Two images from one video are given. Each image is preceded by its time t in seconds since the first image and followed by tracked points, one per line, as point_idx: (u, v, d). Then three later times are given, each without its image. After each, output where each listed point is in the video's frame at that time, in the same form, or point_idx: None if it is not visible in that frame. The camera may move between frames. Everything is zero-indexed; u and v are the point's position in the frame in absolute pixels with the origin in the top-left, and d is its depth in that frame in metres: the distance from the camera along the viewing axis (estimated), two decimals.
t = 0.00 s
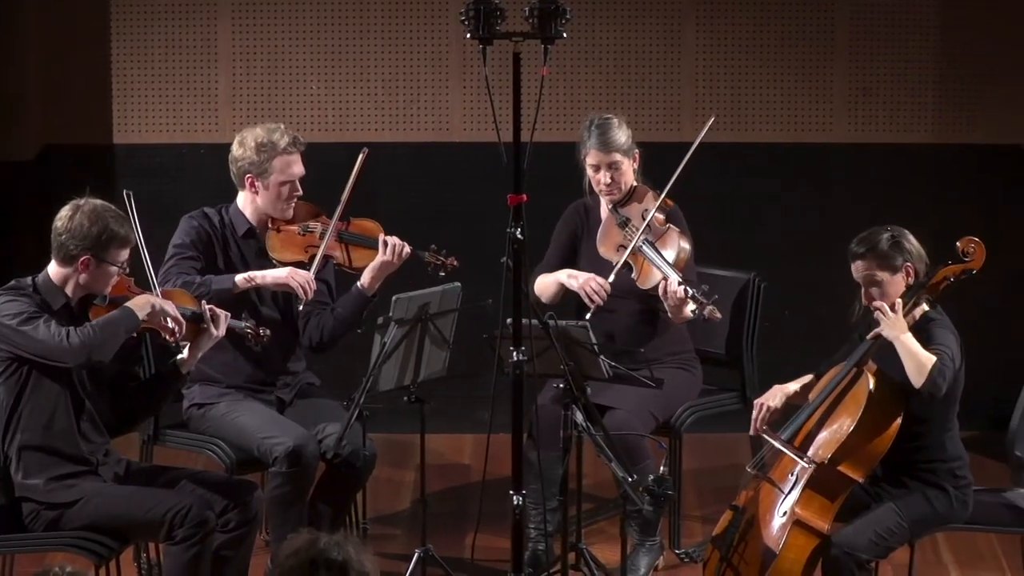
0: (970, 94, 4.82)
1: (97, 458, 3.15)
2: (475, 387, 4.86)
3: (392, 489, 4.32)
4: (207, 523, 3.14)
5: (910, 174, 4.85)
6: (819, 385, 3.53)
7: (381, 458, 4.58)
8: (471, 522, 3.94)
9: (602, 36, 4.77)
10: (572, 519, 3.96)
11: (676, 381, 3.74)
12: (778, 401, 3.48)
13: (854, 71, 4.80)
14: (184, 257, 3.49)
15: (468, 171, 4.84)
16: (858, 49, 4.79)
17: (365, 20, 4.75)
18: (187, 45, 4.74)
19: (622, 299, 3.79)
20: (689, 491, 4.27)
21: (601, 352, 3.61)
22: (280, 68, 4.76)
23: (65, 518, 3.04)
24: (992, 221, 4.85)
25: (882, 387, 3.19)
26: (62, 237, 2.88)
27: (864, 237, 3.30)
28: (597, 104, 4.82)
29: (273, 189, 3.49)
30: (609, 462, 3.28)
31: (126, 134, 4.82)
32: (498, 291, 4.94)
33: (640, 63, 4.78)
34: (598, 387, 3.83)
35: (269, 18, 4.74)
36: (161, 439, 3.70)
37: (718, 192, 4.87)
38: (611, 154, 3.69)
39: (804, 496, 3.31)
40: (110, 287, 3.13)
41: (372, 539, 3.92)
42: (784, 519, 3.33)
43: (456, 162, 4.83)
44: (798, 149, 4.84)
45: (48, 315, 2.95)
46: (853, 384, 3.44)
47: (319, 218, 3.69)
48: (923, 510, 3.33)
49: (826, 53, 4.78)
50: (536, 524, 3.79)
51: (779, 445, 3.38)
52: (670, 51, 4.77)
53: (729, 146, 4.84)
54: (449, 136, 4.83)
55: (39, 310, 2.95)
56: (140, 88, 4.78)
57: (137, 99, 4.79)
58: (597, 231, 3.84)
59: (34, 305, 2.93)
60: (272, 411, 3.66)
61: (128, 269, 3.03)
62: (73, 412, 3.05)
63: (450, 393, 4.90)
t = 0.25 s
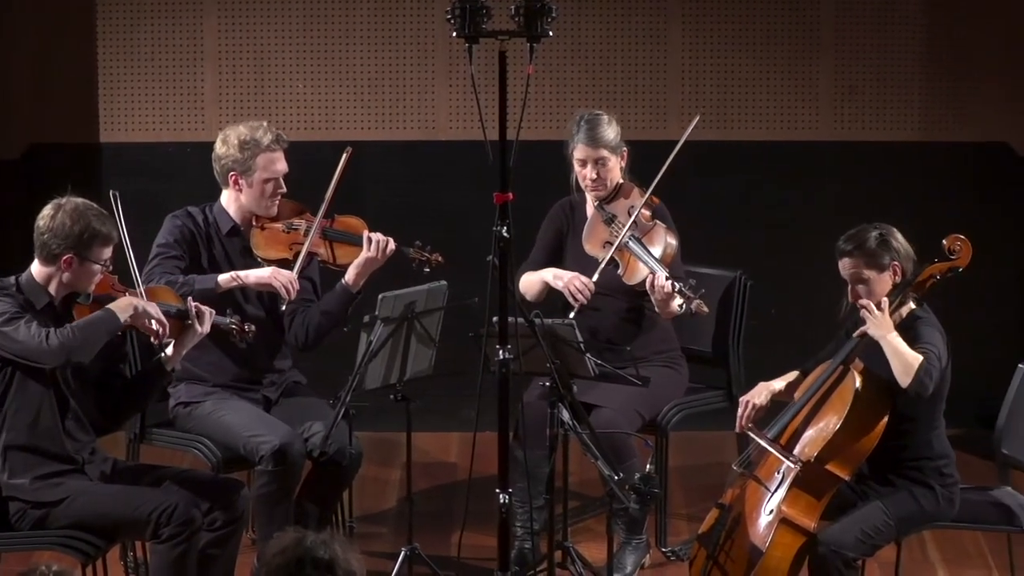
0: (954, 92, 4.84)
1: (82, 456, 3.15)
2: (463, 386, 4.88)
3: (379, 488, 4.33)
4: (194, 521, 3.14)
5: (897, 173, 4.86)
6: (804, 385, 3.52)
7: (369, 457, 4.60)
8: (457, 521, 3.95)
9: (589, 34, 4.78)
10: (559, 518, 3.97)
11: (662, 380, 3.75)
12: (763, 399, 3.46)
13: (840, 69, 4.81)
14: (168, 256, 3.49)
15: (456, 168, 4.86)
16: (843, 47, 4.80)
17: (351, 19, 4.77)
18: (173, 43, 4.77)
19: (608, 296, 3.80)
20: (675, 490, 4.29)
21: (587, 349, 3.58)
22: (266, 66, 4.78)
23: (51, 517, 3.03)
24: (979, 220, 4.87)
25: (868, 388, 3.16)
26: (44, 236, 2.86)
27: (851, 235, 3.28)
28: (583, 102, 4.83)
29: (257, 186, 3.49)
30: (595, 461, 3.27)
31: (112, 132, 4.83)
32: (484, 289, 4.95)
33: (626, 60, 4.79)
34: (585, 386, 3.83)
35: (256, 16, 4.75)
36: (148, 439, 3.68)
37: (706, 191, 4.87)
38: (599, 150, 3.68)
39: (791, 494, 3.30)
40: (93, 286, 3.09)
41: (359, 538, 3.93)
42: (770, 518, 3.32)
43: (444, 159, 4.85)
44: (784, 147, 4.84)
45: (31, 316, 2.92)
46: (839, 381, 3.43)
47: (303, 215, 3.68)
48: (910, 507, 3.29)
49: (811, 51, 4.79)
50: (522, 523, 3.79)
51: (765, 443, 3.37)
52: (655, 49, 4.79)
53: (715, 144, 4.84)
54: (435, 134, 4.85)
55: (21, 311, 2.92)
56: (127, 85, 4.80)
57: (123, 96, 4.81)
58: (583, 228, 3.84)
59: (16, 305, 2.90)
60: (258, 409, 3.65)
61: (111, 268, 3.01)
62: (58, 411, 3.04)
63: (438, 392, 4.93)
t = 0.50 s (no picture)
0: (944, 90, 4.84)
1: (71, 455, 3.14)
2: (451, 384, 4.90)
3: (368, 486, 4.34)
4: (184, 519, 3.14)
5: (886, 170, 4.86)
6: (793, 383, 3.49)
7: (357, 454, 4.62)
8: (446, 519, 3.95)
9: (577, 31, 4.78)
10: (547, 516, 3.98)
11: (652, 378, 3.74)
12: (752, 398, 3.45)
13: (829, 66, 4.81)
14: (154, 255, 3.48)
15: (446, 167, 4.86)
16: (832, 44, 4.80)
17: (340, 16, 4.77)
18: (162, 40, 4.77)
19: (597, 295, 3.80)
20: (663, 488, 4.30)
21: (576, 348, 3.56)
22: (255, 63, 4.78)
23: (39, 516, 3.01)
24: (969, 218, 4.87)
25: (857, 388, 3.13)
26: (28, 235, 2.85)
27: (841, 233, 3.27)
28: (572, 100, 4.83)
29: (244, 185, 3.50)
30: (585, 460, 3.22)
31: (101, 129, 4.83)
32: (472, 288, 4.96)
33: (615, 57, 4.80)
34: (574, 384, 3.82)
35: (245, 13, 4.75)
36: (137, 438, 3.67)
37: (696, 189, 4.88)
38: (589, 148, 3.68)
39: (780, 492, 3.29)
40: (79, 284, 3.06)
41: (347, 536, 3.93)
42: (759, 516, 3.31)
43: (435, 159, 4.85)
44: (773, 145, 4.85)
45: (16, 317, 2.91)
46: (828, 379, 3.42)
47: (290, 213, 3.66)
48: (900, 507, 3.28)
49: (799, 49, 4.80)
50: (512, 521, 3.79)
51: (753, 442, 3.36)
52: (643, 46, 4.79)
53: (704, 141, 4.85)
54: (424, 132, 4.85)
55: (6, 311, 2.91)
56: (115, 82, 4.80)
57: (112, 94, 4.81)
58: (573, 226, 3.84)
59: None
60: (247, 408, 3.64)
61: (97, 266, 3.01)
62: (45, 410, 3.03)
63: (426, 388, 4.94)
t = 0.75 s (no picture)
0: (934, 87, 4.84)
1: (60, 453, 3.14)
2: (442, 381, 4.91)
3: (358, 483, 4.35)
4: (174, 516, 3.13)
5: (876, 168, 4.87)
6: (783, 380, 3.47)
7: (346, 450, 4.64)
8: (436, 516, 3.96)
9: (567, 29, 4.79)
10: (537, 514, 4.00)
11: (642, 375, 3.74)
12: (741, 394, 3.43)
13: (819, 63, 4.81)
14: (141, 254, 3.46)
15: (437, 166, 4.87)
16: (822, 42, 4.80)
17: (330, 14, 4.77)
18: (152, 38, 4.77)
19: (587, 292, 3.80)
20: (653, 484, 4.31)
21: (566, 345, 3.53)
22: (245, 61, 4.79)
23: (29, 514, 3.01)
24: (959, 216, 4.88)
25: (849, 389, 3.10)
26: (14, 232, 2.85)
27: (832, 229, 3.25)
28: (561, 98, 4.83)
29: (231, 182, 3.49)
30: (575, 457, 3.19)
31: (91, 127, 4.83)
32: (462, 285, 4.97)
33: (605, 55, 4.80)
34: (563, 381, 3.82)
35: (234, 11, 4.76)
36: (127, 435, 3.66)
37: (685, 188, 4.89)
38: (579, 145, 3.67)
39: (769, 489, 3.29)
40: (65, 281, 3.04)
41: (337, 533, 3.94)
42: (749, 513, 3.30)
43: (426, 157, 4.86)
44: (763, 143, 4.86)
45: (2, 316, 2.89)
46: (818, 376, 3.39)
47: (279, 211, 3.69)
48: (890, 503, 3.26)
49: (789, 46, 4.80)
50: (502, 518, 3.79)
51: (742, 439, 3.34)
52: (633, 44, 4.79)
53: (694, 138, 4.86)
54: (413, 130, 4.86)
55: None
56: (105, 80, 4.81)
57: (102, 92, 4.81)
58: (563, 223, 3.83)
59: None
60: (236, 405, 3.64)
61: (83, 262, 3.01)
62: (33, 408, 3.02)
63: (416, 385, 4.95)
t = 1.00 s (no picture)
0: (924, 84, 4.84)
1: (51, 448, 3.13)
2: (434, 378, 4.92)
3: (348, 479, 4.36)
4: (164, 513, 3.12)
5: (867, 165, 4.88)
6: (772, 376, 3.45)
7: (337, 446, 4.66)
8: (427, 512, 3.97)
9: (557, 25, 4.79)
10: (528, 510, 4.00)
11: (632, 371, 3.74)
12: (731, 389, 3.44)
13: (810, 59, 4.81)
14: (130, 252, 3.47)
15: (428, 163, 4.87)
16: (812, 38, 4.80)
17: (320, 10, 4.77)
18: (142, 35, 4.77)
19: (578, 288, 3.79)
20: (643, 481, 4.32)
21: (557, 342, 3.50)
22: (235, 58, 4.79)
23: (19, 510, 3.00)
24: (951, 213, 4.88)
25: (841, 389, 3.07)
26: None
27: (822, 225, 3.22)
28: (552, 95, 4.84)
29: (220, 179, 3.50)
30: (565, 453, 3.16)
31: (82, 124, 4.83)
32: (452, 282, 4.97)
33: (595, 51, 4.80)
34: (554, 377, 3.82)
35: (224, 8, 4.76)
36: (118, 432, 3.67)
37: (676, 184, 4.89)
38: (570, 140, 3.67)
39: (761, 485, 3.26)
40: (52, 277, 3.04)
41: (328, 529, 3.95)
42: (741, 509, 3.28)
43: (417, 154, 4.86)
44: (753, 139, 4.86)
45: None
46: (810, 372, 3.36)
47: (268, 208, 3.67)
48: (880, 499, 3.24)
49: (779, 42, 4.80)
50: (493, 515, 3.79)
51: (733, 435, 3.32)
52: (622, 40, 4.80)
53: (684, 134, 4.86)
54: (404, 126, 4.86)
55: None
56: (95, 78, 4.81)
57: (92, 89, 4.81)
58: (554, 219, 3.83)
59: None
60: (226, 402, 3.62)
61: (68, 257, 3.01)
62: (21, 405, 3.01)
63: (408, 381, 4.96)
